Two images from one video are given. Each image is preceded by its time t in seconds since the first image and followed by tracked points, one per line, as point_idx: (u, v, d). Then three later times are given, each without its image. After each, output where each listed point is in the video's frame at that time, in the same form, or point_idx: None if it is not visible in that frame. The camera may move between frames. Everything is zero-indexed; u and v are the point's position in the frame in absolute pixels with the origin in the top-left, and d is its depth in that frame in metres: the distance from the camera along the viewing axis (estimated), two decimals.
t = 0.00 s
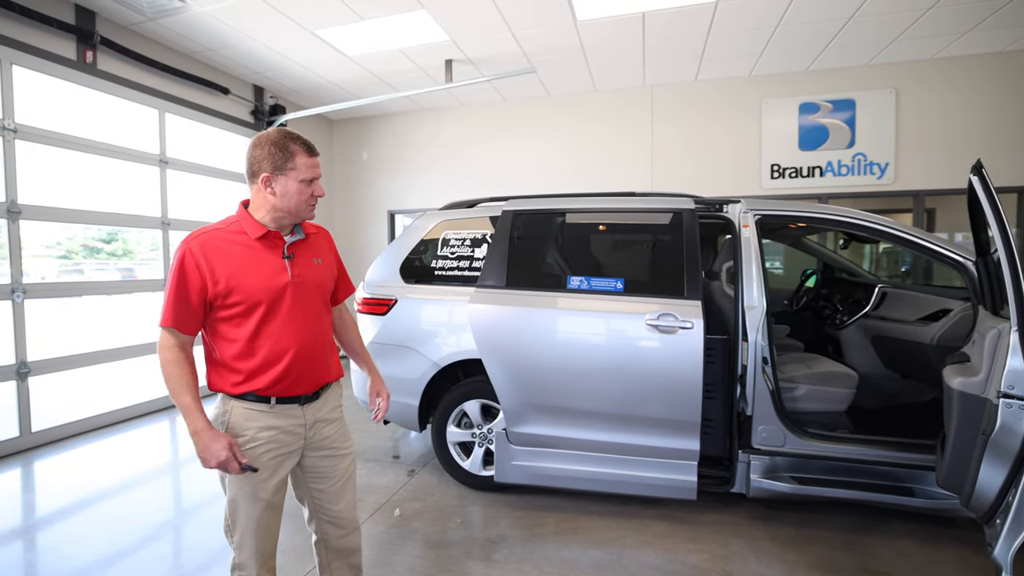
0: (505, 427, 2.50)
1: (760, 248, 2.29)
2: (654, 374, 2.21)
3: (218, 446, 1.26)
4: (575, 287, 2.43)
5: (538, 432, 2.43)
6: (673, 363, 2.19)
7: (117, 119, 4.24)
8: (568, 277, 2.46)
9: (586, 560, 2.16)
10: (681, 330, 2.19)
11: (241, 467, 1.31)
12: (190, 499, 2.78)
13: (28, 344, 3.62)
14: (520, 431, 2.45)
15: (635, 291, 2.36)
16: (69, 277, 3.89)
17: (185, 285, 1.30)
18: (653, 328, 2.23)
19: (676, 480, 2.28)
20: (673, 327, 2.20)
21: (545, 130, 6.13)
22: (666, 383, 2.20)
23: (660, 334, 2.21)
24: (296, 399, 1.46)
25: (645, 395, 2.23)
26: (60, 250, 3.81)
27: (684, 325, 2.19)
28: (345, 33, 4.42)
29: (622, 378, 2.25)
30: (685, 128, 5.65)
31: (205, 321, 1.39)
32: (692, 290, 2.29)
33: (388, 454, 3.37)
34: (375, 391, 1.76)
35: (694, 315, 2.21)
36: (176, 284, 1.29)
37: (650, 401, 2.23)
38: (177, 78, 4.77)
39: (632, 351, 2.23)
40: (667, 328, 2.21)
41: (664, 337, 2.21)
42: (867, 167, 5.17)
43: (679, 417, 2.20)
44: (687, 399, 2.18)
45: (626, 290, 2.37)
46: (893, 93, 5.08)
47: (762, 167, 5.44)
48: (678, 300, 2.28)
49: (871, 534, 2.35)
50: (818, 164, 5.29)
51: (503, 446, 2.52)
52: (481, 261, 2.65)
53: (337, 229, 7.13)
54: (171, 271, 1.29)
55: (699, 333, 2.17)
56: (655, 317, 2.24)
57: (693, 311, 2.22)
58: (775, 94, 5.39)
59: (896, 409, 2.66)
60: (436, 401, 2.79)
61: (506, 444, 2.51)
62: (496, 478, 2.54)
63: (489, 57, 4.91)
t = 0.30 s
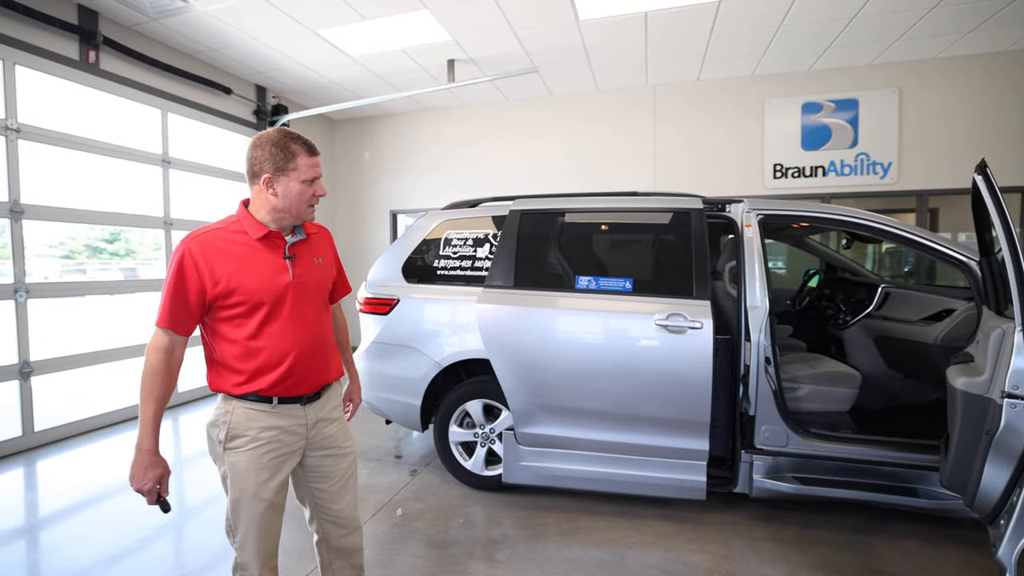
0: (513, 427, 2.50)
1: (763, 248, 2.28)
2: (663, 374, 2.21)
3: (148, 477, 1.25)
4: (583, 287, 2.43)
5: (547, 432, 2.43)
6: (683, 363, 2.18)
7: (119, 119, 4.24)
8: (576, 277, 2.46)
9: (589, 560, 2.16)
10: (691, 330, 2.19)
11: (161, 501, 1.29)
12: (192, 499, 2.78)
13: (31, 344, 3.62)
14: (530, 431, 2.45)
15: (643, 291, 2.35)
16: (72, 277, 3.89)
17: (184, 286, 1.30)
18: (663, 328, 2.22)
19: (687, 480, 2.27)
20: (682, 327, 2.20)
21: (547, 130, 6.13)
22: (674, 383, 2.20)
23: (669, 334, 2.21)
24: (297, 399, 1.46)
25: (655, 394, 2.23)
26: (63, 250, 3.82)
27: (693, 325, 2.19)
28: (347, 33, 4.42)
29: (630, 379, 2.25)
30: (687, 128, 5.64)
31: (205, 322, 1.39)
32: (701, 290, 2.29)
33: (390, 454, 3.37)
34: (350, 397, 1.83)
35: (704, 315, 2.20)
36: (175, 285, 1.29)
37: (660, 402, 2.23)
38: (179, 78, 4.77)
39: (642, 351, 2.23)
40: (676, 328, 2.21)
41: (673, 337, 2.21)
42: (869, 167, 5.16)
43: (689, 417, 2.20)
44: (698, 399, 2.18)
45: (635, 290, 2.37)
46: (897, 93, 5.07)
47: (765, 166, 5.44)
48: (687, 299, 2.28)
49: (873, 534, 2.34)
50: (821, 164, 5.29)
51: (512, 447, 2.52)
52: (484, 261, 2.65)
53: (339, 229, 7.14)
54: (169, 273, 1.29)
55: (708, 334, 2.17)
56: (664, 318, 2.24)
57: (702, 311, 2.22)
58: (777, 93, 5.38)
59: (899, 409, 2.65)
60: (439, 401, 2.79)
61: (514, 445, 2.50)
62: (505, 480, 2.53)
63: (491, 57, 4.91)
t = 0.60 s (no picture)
0: (519, 428, 2.51)
1: (764, 248, 2.28)
2: (671, 374, 2.21)
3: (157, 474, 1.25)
4: (590, 287, 2.43)
5: (554, 433, 2.42)
6: (692, 363, 2.18)
7: (121, 119, 4.25)
8: (583, 277, 2.46)
9: (590, 560, 2.16)
10: (699, 330, 2.19)
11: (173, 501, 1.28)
12: (194, 499, 2.78)
13: (33, 344, 3.62)
14: (538, 432, 2.45)
15: (652, 290, 2.35)
16: (74, 277, 3.90)
17: (183, 286, 1.30)
18: (671, 329, 2.22)
19: (695, 480, 2.26)
20: (690, 327, 2.20)
21: (548, 129, 6.13)
22: (680, 382, 2.20)
23: (677, 335, 2.21)
24: (298, 399, 1.46)
25: (663, 394, 2.22)
26: (66, 250, 3.83)
27: (701, 325, 2.19)
28: (349, 33, 4.43)
29: (636, 379, 2.25)
30: (689, 128, 5.64)
31: (205, 322, 1.40)
32: (709, 291, 2.28)
33: (391, 453, 3.37)
34: (369, 392, 1.82)
35: (711, 315, 2.21)
36: (174, 286, 1.29)
37: (669, 401, 2.22)
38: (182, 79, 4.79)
39: (651, 351, 2.23)
40: (684, 328, 2.20)
41: (681, 337, 2.21)
42: (871, 167, 5.16)
43: (703, 419, 2.20)
44: (711, 399, 2.18)
45: (642, 290, 2.36)
46: (899, 93, 5.06)
47: (766, 166, 5.43)
48: (696, 300, 2.27)
49: (875, 535, 2.34)
50: (823, 164, 5.28)
51: (520, 448, 2.51)
52: (485, 261, 2.65)
53: (340, 229, 7.14)
54: (168, 273, 1.29)
55: (717, 334, 2.17)
56: (672, 318, 2.23)
57: (710, 311, 2.22)
58: (779, 93, 5.38)
59: (902, 409, 2.64)
60: (440, 401, 2.79)
61: (522, 445, 2.50)
62: (514, 481, 2.53)
63: (493, 57, 4.92)
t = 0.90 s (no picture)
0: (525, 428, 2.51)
1: (765, 248, 2.28)
2: (677, 374, 2.21)
3: (189, 462, 1.26)
4: (597, 287, 2.42)
5: (560, 433, 2.42)
6: (698, 362, 2.18)
7: (123, 119, 4.25)
8: (590, 277, 2.45)
9: (591, 560, 2.15)
10: (706, 330, 2.19)
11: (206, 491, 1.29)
12: (195, 498, 2.78)
13: (35, 344, 3.63)
14: (544, 432, 2.44)
15: (659, 290, 2.34)
16: (75, 276, 3.90)
17: (182, 286, 1.31)
18: (678, 329, 2.22)
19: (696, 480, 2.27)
20: (698, 327, 2.20)
21: (550, 129, 6.13)
22: (684, 381, 2.20)
23: (684, 335, 2.21)
24: (298, 398, 1.46)
25: (669, 392, 2.22)
26: (68, 250, 3.83)
27: (709, 325, 2.19)
28: (351, 33, 4.43)
29: (641, 379, 2.25)
30: (690, 128, 5.64)
31: (206, 322, 1.40)
32: (716, 290, 2.28)
33: (393, 453, 3.37)
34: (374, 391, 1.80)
35: (719, 315, 2.20)
36: (173, 286, 1.30)
37: (674, 400, 2.22)
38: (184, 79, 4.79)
39: (658, 351, 2.22)
40: (692, 328, 2.20)
41: (687, 337, 2.20)
42: (873, 167, 5.15)
43: (714, 420, 2.19)
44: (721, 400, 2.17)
45: (650, 290, 2.35)
46: (900, 93, 5.06)
47: (768, 166, 5.43)
48: (702, 300, 2.27)
49: (876, 535, 2.34)
50: (825, 164, 5.28)
51: (526, 449, 2.52)
52: (487, 261, 2.65)
53: (341, 229, 7.14)
54: (168, 273, 1.30)
55: (724, 334, 2.17)
56: (680, 318, 2.23)
57: (718, 311, 2.22)
58: (781, 93, 5.37)
59: (903, 410, 2.64)
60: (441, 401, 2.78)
61: (529, 446, 2.50)
62: (521, 481, 2.53)
63: (494, 56, 4.91)
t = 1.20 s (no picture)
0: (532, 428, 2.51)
1: (766, 248, 2.28)
2: (680, 374, 2.21)
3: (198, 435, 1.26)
4: (604, 288, 2.41)
5: (565, 433, 2.42)
6: (704, 362, 2.18)
7: (125, 120, 4.26)
8: (597, 277, 2.45)
9: (592, 560, 2.15)
10: (712, 330, 2.18)
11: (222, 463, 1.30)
12: (197, 498, 2.79)
13: (38, 344, 3.64)
14: (551, 432, 2.44)
15: (665, 290, 2.33)
16: (78, 277, 3.91)
17: (183, 285, 1.31)
18: (684, 329, 2.22)
19: (696, 479, 2.28)
20: (704, 327, 2.19)
21: (551, 129, 6.13)
22: (688, 381, 2.20)
23: (690, 335, 2.21)
24: (298, 398, 1.47)
25: (672, 392, 2.22)
26: (70, 250, 3.84)
27: (715, 325, 2.18)
28: (352, 34, 4.44)
29: (644, 379, 2.25)
30: (692, 128, 5.64)
31: (207, 321, 1.41)
32: (722, 290, 2.28)
33: (394, 453, 3.38)
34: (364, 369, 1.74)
35: (725, 316, 2.20)
36: (174, 286, 1.30)
37: (677, 400, 2.22)
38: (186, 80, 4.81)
39: (662, 352, 2.22)
40: (698, 328, 2.20)
41: (694, 337, 2.20)
42: (875, 167, 5.14)
43: (719, 420, 2.19)
44: (725, 400, 2.17)
45: (656, 290, 2.34)
46: (902, 93, 5.05)
47: (770, 166, 5.42)
48: (708, 300, 2.26)
49: (877, 535, 2.34)
50: (826, 164, 5.27)
51: (532, 448, 2.52)
52: (488, 261, 2.66)
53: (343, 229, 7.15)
54: (170, 273, 1.30)
55: (730, 334, 2.17)
56: (686, 319, 2.23)
57: (724, 312, 2.21)
58: (783, 93, 5.36)
59: (904, 410, 2.64)
60: (442, 401, 2.79)
61: (535, 445, 2.51)
62: (526, 481, 2.53)
63: (495, 57, 4.91)
